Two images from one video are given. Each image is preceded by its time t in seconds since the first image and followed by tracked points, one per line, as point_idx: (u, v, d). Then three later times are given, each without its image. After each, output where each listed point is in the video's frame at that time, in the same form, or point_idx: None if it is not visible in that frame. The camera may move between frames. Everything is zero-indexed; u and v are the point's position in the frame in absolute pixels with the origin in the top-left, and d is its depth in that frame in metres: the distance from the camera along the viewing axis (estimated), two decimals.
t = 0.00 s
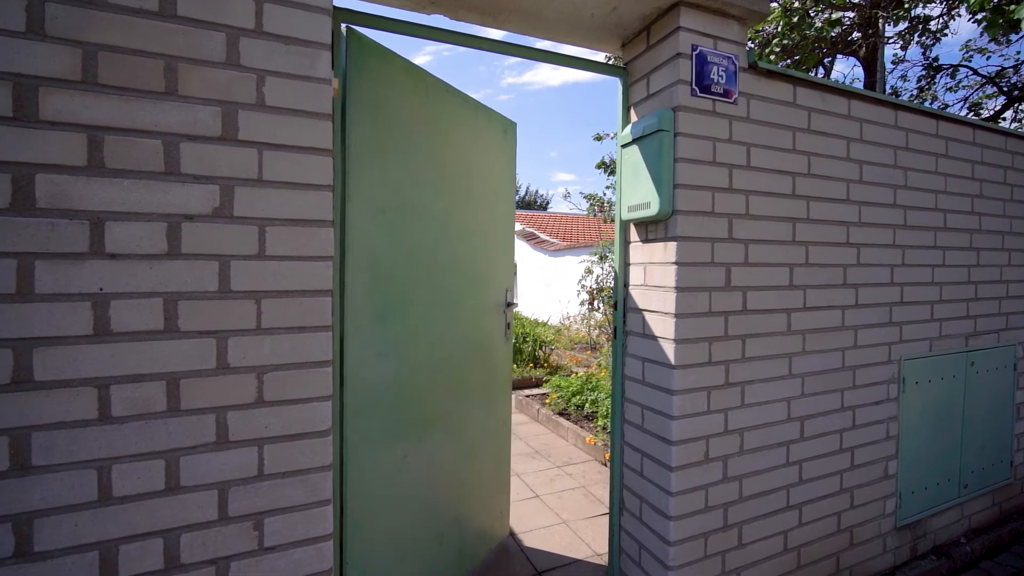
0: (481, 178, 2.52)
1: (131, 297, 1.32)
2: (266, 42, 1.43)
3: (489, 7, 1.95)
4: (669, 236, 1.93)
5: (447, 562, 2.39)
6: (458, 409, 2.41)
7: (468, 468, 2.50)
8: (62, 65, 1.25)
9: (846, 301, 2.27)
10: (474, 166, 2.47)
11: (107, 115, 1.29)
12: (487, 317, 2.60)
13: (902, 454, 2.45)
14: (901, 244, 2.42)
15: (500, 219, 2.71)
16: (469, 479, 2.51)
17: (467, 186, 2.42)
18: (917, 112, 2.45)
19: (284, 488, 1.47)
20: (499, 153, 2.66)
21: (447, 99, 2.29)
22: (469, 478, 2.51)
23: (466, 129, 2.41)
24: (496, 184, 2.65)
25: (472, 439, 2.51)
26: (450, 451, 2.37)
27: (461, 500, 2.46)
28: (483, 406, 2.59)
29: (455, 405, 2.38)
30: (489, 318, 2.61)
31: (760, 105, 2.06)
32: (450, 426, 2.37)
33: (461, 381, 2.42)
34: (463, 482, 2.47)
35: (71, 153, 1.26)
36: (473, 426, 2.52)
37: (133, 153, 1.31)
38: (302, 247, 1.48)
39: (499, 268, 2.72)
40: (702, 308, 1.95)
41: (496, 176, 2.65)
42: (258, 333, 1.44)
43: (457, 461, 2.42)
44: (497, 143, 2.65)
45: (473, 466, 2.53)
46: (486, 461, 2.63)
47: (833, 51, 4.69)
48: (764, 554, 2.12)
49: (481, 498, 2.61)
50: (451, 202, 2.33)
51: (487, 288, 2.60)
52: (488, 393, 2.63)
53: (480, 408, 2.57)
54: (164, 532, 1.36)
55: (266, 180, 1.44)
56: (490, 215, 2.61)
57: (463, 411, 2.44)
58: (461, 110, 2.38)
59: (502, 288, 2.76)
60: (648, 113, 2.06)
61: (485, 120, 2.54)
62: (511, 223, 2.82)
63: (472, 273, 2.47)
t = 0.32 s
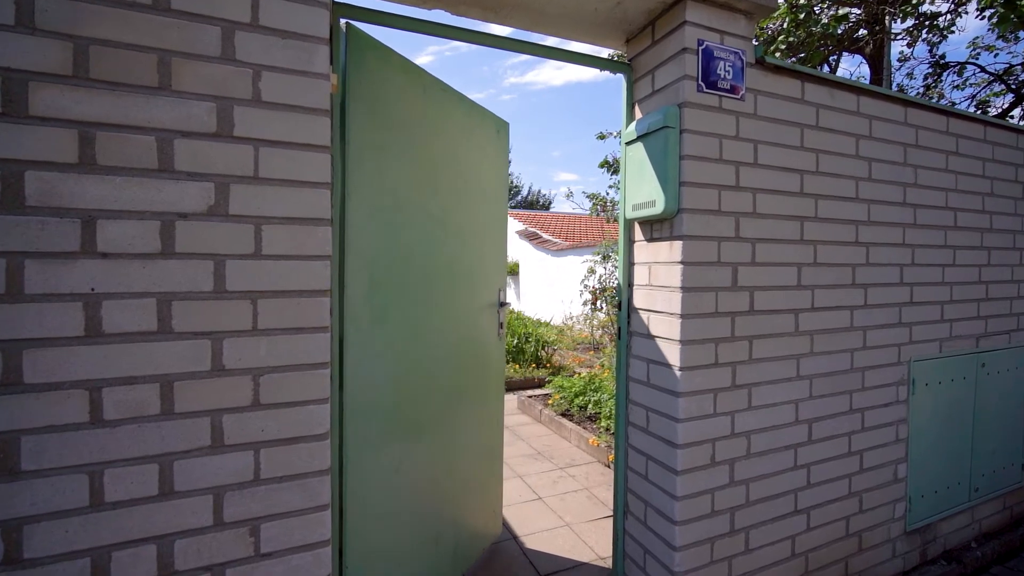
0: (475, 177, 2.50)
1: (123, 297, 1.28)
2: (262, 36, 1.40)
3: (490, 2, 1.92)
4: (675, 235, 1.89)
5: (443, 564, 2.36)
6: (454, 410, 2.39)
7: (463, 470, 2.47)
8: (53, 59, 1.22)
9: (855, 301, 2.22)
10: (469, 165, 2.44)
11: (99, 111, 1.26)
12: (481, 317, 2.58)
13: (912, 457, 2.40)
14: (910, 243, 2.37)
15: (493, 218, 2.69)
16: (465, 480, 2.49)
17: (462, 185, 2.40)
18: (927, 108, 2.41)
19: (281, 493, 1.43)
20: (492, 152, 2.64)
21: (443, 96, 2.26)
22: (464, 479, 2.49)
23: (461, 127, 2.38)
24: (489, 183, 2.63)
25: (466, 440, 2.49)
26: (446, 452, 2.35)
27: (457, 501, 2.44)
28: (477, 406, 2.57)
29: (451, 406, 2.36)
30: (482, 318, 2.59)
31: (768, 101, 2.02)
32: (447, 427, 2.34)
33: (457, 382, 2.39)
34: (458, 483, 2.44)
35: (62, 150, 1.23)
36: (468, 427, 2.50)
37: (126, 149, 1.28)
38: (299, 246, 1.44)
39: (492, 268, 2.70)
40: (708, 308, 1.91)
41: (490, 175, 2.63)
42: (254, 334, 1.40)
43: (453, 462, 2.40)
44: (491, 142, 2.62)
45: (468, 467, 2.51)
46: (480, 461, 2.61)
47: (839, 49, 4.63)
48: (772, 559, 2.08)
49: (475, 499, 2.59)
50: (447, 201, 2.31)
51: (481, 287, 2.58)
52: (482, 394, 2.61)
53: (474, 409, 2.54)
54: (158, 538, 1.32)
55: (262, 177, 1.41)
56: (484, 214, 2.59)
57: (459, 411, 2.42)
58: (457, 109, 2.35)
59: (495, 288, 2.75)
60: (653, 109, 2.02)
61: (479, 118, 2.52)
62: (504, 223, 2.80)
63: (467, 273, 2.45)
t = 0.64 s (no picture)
0: (470, 175, 2.47)
1: (115, 298, 1.25)
2: (258, 29, 1.36)
3: None
4: (681, 234, 1.85)
5: (439, 567, 2.33)
6: (450, 409, 2.36)
7: (458, 470, 2.44)
8: (43, 53, 1.19)
9: (864, 302, 2.18)
10: (464, 163, 2.41)
11: (90, 106, 1.23)
12: (475, 317, 2.56)
13: (922, 460, 2.36)
14: (921, 242, 2.32)
15: (487, 217, 2.66)
16: (459, 482, 2.46)
17: (457, 183, 2.36)
18: (937, 105, 2.36)
19: (277, 499, 1.40)
20: (486, 151, 2.61)
21: (439, 94, 2.22)
22: (458, 480, 2.45)
23: (456, 125, 2.35)
24: (483, 182, 2.60)
25: (461, 441, 2.46)
26: (442, 452, 2.32)
27: (451, 502, 2.40)
28: (471, 407, 2.54)
29: (446, 406, 2.33)
30: (476, 317, 2.56)
31: (775, 97, 1.98)
32: (442, 427, 2.31)
33: (452, 382, 2.37)
34: (453, 484, 2.41)
35: (51, 146, 1.20)
36: (463, 427, 2.47)
37: (117, 146, 1.25)
38: (296, 246, 1.41)
39: (485, 267, 2.67)
40: (715, 309, 1.87)
41: (484, 174, 2.60)
42: (250, 336, 1.37)
43: (449, 463, 2.37)
44: (485, 141, 2.59)
45: (462, 467, 2.47)
46: (474, 461, 2.58)
47: (845, 46, 4.58)
48: (779, 565, 2.03)
49: (469, 500, 2.56)
50: (443, 199, 2.28)
51: (474, 286, 2.55)
52: (476, 394, 2.58)
53: (468, 410, 2.51)
54: (150, 545, 1.29)
55: (257, 175, 1.37)
56: (478, 213, 2.56)
57: (454, 411, 2.39)
58: (452, 106, 2.31)
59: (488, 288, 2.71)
60: (658, 106, 1.98)
61: (474, 116, 2.49)
62: (497, 222, 2.77)
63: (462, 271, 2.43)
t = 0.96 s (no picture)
0: (465, 175, 2.44)
1: (106, 298, 1.21)
2: (254, 23, 1.33)
3: None
4: (687, 232, 1.81)
5: (434, 569, 2.29)
6: (445, 411, 2.33)
7: (453, 473, 2.41)
8: (32, 47, 1.16)
9: (875, 303, 2.13)
10: (459, 163, 2.39)
11: (80, 101, 1.19)
12: (469, 317, 2.53)
13: (933, 464, 2.30)
14: (932, 241, 2.27)
15: (480, 217, 2.63)
16: (454, 484, 2.43)
17: (452, 182, 2.33)
18: (949, 101, 2.31)
19: (274, 505, 1.36)
20: (479, 150, 2.57)
21: (435, 92, 2.19)
22: (453, 483, 2.42)
23: (452, 124, 2.32)
24: (477, 181, 2.57)
25: (456, 443, 2.43)
26: (438, 454, 2.29)
27: (447, 504, 2.37)
28: (466, 408, 2.51)
29: (443, 408, 2.31)
30: (471, 318, 2.54)
31: (784, 93, 1.93)
32: (438, 429, 2.28)
33: (448, 383, 2.34)
34: (449, 486, 2.38)
35: (40, 142, 1.16)
36: (458, 429, 2.44)
37: (109, 142, 1.21)
38: (293, 245, 1.37)
39: (479, 267, 2.64)
40: (722, 309, 1.82)
41: (478, 173, 2.57)
42: (245, 338, 1.33)
43: (444, 465, 2.34)
44: (479, 140, 2.56)
45: (457, 470, 2.45)
46: (469, 464, 2.55)
47: (851, 44, 4.52)
48: (788, 571, 1.99)
49: (464, 502, 2.53)
50: (440, 199, 2.25)
51: (468, 286, 2.51)
52: (471, 395, 2.55)
53: (463, 411, 2.49)
54: (142, 552, 1.25)
55: (253, 172, 1.34)
56: (472, 213, 2.53)
57: (449, 413, 2.36)
58: (447, 104, 2.28)
59: (482, 288, 2.69)
60: (663, 102, 1.94)
61: (468, 115, 2.46)
62: (489, 221, 2.75)
63: (457, 272, 2.40)
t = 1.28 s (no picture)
0: (461, 174, 2.41)
1: (96, 299, 1.18)
2: (249, 16, 1.29)
3: None
4: (694, 232, 1.77)
5: (430, 571, 2.25)
6: (442, 412, 2.30)
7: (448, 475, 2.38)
8: (20, 41, 1.12)
9: (887, 303, 2.08)
10: (455, 161, 2.36)
11: (70, 96, 1.16)
12: (464, 317, 2.50)
13: (946, 469, 2.25)
14: (945, 241, 2.22)
15: (474, 216, 2.60)
16: (449, 486, 2.39)
17: (447, 181, 2.30)
18: (962, 97, 2.26)
19: (270, 512, 1.33)
20: (474, 148, 2.54)
21: (432, 89, 2.16)
22: (448, 485, 2.39)
23: (448, 122, 2.29)
24: (472, 180, 2.54)
25: (450, 444, 2.39)
26: (434, 456, 2.26)
27: (442, 506, 2.34)
28: (461, 409, 2.48)
29: (438, 410, 2.28)
30: (465, 318, 2.51)
31: (793, 89, 1.89)
32: (434, 430, 2.24)
33: (444, 384, 2.31)
34: (444, 488, 2.35)
35: (27, 138, 1.13)
36: (453, 431, 2.41)
37: (98, 138, 1.18)
38: (288, 244, 1.33)
39: (473, 266, 2.61)
40: (731, 310, 1.78)
41: (473, 172, 2.54)
42: (240, 339, 1.30)
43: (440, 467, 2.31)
44: (473, 138, 2.53)
45: (453, 472, 2.41)
46: (463, 465, 2.52)
47: (859, 41, 4.46)
48: None
49: (458, 504, 2.50)
50: (436, 197, 2.22)
51: (462, 286, 2.48)
52: (465, 396, 2.52)
53: (458, 412, 2.46)
54: (134, 561, 1.22)
55: (248, 169, 1.30)
56: (467, 212, 2.50)
57: (445, 414, 2.33)
58: (443, 103, 2.24)
59: (475, 288, 2.65)
60: (670, 98, 1.90)
61: (463, 113, 2.43)
62: (483, 221, 2.72)
63: (452, 271, 2.37)
